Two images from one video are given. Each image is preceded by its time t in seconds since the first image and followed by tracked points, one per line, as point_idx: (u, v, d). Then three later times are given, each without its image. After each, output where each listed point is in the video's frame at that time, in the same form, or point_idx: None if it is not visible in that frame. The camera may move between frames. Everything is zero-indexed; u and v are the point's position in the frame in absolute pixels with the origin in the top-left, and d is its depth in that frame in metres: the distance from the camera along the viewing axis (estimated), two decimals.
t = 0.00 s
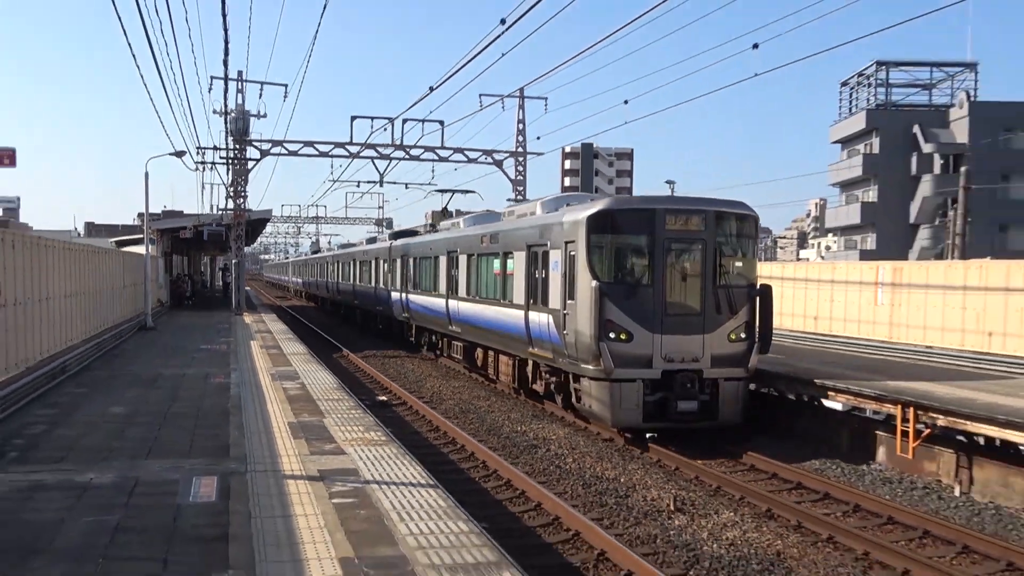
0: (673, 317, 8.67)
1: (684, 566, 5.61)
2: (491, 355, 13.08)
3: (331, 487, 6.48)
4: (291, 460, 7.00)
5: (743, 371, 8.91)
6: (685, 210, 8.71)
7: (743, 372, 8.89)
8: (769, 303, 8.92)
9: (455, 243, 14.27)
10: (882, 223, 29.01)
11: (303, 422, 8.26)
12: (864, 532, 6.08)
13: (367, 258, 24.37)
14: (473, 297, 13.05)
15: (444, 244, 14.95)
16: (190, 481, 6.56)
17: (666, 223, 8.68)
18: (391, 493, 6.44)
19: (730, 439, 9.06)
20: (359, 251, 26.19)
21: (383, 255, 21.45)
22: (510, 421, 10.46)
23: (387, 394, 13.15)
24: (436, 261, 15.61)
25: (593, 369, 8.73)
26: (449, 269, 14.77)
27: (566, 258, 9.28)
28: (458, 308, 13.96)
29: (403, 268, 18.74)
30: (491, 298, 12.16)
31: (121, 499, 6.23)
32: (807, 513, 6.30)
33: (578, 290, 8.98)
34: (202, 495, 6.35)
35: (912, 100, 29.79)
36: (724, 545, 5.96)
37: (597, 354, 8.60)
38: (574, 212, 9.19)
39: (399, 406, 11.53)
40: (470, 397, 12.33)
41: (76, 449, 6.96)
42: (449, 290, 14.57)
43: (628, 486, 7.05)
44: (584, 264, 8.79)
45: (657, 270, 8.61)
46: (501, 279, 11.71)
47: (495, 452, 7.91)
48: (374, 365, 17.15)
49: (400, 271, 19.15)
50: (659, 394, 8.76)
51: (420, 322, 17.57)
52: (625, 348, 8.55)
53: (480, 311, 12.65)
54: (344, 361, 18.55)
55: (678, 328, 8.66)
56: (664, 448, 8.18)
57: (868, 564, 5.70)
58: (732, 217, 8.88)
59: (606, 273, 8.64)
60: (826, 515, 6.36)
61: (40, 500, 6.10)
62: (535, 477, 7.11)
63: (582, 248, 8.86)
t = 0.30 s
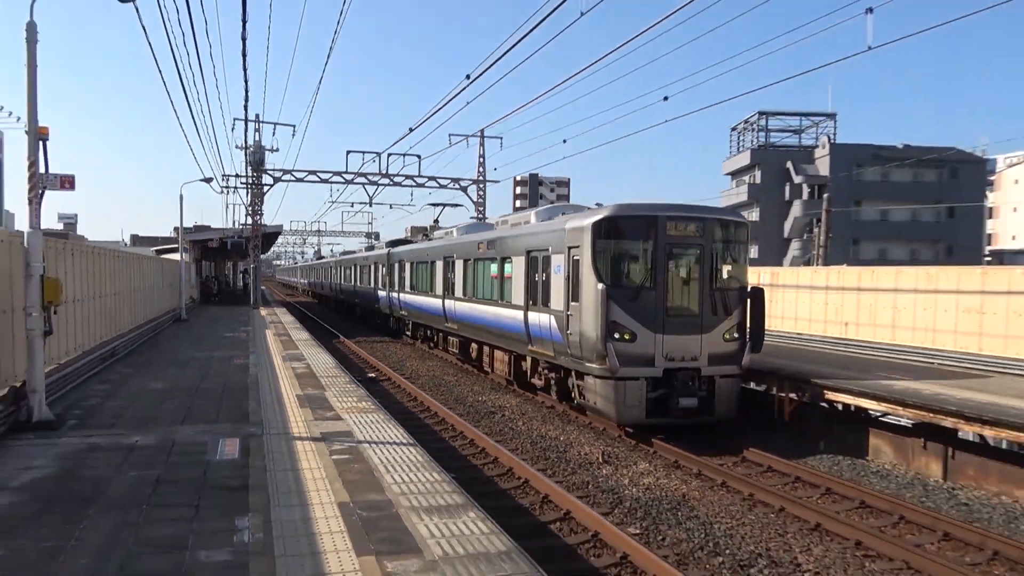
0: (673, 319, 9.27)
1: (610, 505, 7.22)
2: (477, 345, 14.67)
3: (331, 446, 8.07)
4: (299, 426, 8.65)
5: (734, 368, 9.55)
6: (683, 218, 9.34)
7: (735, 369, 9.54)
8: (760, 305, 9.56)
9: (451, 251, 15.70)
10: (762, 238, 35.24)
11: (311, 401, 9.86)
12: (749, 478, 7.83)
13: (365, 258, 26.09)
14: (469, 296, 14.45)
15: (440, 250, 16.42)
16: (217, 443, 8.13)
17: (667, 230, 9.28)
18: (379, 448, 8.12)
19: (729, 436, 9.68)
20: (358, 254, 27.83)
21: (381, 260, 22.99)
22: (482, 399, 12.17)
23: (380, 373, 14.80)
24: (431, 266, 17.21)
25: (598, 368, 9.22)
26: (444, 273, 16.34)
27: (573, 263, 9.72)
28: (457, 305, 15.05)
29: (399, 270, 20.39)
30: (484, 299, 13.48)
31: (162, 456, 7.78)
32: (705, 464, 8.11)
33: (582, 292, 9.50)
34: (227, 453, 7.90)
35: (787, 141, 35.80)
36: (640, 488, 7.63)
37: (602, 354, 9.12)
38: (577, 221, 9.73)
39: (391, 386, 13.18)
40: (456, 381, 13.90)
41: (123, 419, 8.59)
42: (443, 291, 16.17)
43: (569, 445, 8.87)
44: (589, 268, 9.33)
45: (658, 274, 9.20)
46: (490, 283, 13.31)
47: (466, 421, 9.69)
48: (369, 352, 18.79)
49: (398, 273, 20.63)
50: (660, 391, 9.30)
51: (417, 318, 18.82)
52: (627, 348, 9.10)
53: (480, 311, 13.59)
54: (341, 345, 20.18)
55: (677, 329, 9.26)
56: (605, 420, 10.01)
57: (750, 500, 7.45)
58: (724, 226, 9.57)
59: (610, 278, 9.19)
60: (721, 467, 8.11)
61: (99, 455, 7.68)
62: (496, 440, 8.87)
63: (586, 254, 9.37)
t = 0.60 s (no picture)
0: (721, 325, 7.98)
1: (564, 488, 7.54)
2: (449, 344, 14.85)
3: (301, 436, 8.41)
4: (271, 419, 9.12)
5: (786, 382, 8.26)
6: (732, 209, 8.10)
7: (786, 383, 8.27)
8: (816, 309, 8.37)
9: (422, 251, 16.01)
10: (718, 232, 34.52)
11: (285, 399, 10.19)
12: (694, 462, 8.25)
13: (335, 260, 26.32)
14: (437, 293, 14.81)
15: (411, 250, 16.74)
16: (191, 436, 8.41)
17: (713, 223, 8.03)
18: (347, 437, 8.57)
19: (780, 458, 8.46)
20: (327, 257, 28.13)
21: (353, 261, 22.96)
22: (444, 389, 12.72)
23: (348, 368, 15.18)
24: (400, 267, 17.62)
25: (634, 382, 7.90)
26: (411, 273, 16.80)
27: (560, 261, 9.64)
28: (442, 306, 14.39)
29: (371, 273, 20.64)
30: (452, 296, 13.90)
31: (136, 447, 8.01)
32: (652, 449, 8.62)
33: (617, 294, 8.12)
34: (200, 444, 8.16)
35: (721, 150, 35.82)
36: (592, 470, 8.12)
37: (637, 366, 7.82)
38: (604, 213, 8.54)
39: (361, 383, 13.52)
40: (426, 377, 14.20)
41: (99, 414, 8.87)
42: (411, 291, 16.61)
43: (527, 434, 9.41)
44: (623, 265, 8.00)
45: (704, 273, 7.93)
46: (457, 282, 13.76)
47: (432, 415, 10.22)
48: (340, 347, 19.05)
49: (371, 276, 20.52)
50: (705, 408, 7.99)
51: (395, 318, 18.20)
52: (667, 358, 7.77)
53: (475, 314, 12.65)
54: (311, 342, 20.46)
55: (725, 337, 7.98)
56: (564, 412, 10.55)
57: (692, 482, 7.66)
58: (775, 218, 8.32)
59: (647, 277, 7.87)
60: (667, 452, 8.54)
61: (75, 446, 7.92)
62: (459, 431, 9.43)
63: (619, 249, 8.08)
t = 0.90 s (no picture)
0: (821, 338, 6.18)
1: (514, 483, 7.57)
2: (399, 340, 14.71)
3: (245, 436, 8.24)
4: (213, 419, 8.93)
5: (890, 408, 6.44)
6: (832, 188, 6.30)
7: (891, 410, 6.46)
8: (924, 317, 6.64)
9: (371, 248, 15.80)
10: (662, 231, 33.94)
11: (229, 399, 9.97)
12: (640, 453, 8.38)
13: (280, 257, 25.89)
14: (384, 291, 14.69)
15: (360, 247, 16.49)
16: (130, 439, 8.15)
17: (811, 206, 6.24)
18: (292, 436, 8.43)
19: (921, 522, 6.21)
20: (272, 254, 27.60)
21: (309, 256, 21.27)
22: (392, 387, 12.63)
23: (294, 366, 14.94)
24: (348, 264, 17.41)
25: (712, 414, 6.03)
26: (359, 269, 16.62)
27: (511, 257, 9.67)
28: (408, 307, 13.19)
29: (317, 269, 20.34)
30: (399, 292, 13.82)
31: (73, 450, 7.74)
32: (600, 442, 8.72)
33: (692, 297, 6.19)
34: (140, 446, 7.91)
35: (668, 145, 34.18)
36: (541, 465, 8.18)
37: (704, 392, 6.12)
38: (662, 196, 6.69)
39: (307, 380, 13.32)
40: (374, 374, 14.05)
41: (31, 416, 8.57)
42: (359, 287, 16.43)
43: (475, 431, 9.44)
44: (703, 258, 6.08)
45: (800, 270, 6.14)
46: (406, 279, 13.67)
47: (380, 414, 10.19)
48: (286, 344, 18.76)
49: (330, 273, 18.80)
50: (799, 444, 6.13)
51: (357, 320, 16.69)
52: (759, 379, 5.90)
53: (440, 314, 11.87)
54: (256, 339, 20.09)
55: (826, 353, 6.16)
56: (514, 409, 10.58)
57: (639, 474, 7.75)
58: (880, 201, 6.53)
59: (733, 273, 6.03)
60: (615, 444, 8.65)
61: (6, 450, 7.63)
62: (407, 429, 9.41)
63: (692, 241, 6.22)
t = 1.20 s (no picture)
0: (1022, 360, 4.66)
1: (461, 481, 7.57)
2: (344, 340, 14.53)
3: (185, 440, 8.03)
4: (151, 422, 8.69)
5: None
6: None
7: None
8: None
9: (313, 246, 15.61)
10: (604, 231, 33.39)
11: (167, 402, 9.70)
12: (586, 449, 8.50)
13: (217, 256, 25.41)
14: (327, 290, 14.53)
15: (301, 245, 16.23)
16: (63, 444, 7.87)
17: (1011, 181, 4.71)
18: (234, 437, 8.27)
19: None
20: (210, 252, 26.94)
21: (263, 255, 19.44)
22: (336, 387, 12.47)
23: (234, 367, 14.62)
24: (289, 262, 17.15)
25: (886, 467, 4.45)
26: (300, 267, 16.45)
27: (452, 255, 9.75)
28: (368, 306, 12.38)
29: (257, 268, 20.01)
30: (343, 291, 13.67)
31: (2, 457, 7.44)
32: (546, 439, 8.79)
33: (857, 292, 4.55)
34: (73, 452, 7.64)
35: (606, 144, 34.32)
36: (488, 462, 8.20)
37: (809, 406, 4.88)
38: (852, 162, 4.65)
39: (248, 381, 13.07)
40: (317, 374, 13.86)
41: None
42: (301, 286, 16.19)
43: (421, 430, 9.41)
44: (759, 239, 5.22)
45: (1001, 267, 4.60)
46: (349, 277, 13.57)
47: (323, 414, 10.08)
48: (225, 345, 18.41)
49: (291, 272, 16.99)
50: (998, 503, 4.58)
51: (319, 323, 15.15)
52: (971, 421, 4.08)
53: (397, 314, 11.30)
54: (193, 340, 19.66)
55: None
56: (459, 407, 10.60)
57: (585, 469, 7.83)
58: None
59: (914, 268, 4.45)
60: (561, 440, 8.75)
61: None
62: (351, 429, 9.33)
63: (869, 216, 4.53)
